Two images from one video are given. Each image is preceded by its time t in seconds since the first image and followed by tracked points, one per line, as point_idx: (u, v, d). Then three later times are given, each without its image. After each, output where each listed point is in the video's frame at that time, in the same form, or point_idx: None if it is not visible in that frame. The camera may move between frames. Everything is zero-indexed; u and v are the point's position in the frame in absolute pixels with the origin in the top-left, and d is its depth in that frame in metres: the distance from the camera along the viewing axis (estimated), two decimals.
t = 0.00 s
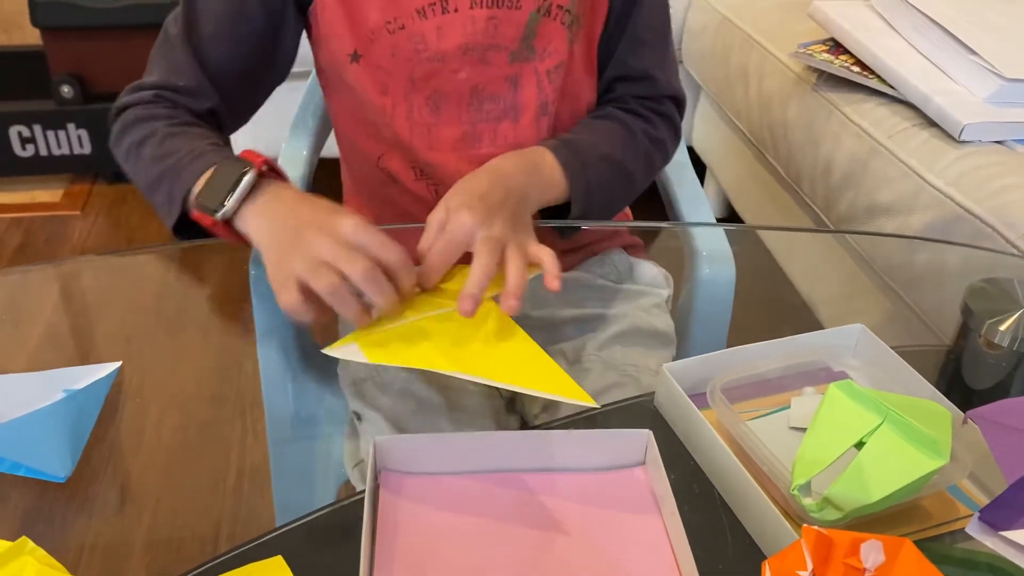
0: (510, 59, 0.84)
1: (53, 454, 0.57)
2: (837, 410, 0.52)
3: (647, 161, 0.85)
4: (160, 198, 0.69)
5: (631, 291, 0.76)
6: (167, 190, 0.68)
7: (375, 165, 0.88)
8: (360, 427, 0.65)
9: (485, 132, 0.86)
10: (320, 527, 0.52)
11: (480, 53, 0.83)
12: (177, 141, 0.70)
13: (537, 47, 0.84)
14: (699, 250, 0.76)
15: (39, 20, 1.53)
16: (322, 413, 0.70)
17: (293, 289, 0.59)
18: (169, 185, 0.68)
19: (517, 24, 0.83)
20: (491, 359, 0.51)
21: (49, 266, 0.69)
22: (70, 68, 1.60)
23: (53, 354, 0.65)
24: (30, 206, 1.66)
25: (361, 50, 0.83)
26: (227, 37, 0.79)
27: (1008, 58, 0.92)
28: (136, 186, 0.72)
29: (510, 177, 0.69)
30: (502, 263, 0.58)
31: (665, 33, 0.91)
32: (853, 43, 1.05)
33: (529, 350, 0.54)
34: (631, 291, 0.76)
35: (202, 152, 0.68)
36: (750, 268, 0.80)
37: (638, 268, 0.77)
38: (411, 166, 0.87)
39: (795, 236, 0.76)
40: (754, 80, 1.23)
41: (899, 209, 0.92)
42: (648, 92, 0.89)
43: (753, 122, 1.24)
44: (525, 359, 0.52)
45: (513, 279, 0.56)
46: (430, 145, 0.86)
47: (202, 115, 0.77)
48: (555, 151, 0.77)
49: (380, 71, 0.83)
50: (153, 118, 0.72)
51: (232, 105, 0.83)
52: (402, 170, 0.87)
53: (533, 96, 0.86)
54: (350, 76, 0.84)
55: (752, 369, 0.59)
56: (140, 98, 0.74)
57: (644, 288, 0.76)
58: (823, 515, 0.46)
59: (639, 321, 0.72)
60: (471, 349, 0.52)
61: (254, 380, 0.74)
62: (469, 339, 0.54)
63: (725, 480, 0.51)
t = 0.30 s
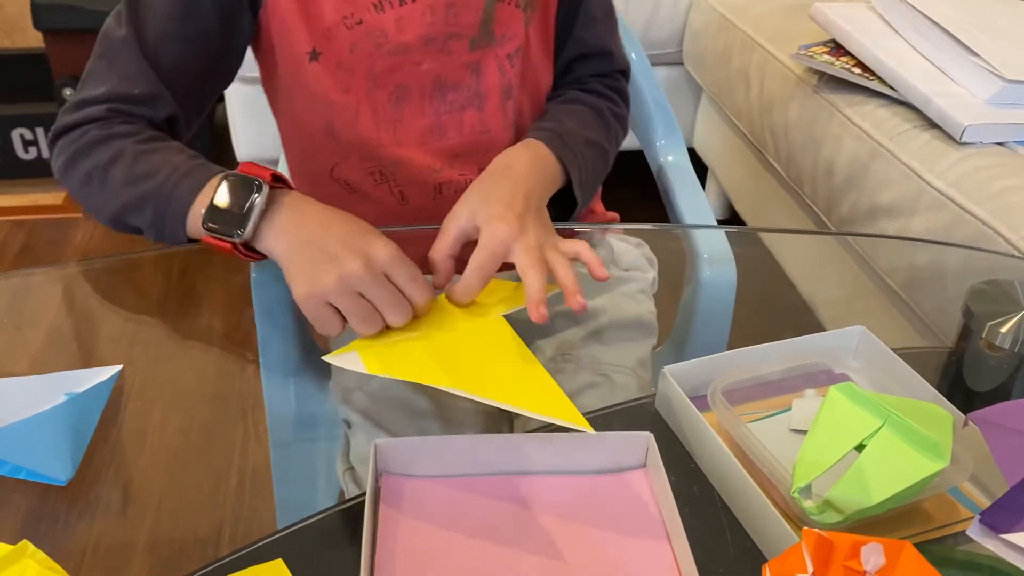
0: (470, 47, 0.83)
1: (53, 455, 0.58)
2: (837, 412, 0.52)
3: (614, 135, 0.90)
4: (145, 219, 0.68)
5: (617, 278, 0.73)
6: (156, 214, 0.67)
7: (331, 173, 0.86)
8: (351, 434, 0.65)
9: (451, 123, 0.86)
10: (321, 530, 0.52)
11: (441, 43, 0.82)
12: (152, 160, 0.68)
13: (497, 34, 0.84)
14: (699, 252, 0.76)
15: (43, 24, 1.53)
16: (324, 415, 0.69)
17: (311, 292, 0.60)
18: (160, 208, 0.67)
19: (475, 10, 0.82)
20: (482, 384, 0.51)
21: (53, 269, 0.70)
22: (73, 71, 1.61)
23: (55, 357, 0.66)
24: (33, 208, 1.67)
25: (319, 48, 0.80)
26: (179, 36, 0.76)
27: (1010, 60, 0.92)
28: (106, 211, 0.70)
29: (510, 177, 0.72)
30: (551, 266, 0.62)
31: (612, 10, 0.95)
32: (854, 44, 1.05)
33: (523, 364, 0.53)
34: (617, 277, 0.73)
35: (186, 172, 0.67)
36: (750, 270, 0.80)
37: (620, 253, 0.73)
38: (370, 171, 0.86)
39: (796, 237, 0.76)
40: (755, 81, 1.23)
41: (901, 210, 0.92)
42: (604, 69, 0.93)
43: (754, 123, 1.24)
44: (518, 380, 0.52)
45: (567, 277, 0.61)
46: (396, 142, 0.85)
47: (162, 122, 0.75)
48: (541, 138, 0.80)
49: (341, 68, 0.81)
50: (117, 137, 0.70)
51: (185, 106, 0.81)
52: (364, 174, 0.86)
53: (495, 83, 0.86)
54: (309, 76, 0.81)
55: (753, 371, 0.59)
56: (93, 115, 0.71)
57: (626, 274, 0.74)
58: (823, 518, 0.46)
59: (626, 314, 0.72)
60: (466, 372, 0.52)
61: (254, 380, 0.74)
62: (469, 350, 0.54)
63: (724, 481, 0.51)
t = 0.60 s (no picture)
0: (435, 50, 0.80)
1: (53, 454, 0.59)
2: (838, 413, 0.52)
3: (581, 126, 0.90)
4: (139, 254, 0.64)
5: (604, 261, 0.74)
6: (150, 245, 0.63)
7: (308, 188, 0.83)
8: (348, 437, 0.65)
9: (423, 127, 0.83)
10: (322, 531, 0.52)
11: (405, 48, 0.78)
12: (138, 187, 0.64)
13: (458, 34, 0.81)
14: (700, 252, 0.76)
15: (45, 25, 1.53)
16: (324, 418, 0.68)
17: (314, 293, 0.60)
18: (154, 240, 0.62)
19: (438, 11, 0.78)
20: (488, 384, 0.51)
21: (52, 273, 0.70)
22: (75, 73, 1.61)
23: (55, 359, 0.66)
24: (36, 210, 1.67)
25: (284, 63, 0.76)
26: (145, 58, 0.70)
27: (1011, 61, 0.92)
28: (97, 250, 0.65)
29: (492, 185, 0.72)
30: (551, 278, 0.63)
31: None
32: (856, 45, 1.05)
33: (522, 361, 0.54)
34: (602, 256, 0.74)
35: (175, 195, 0.63)
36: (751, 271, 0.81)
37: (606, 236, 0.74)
38: (347, 183, 0.83)
39: (798, 239, 0.76)
40: (757, 82, 1.23)
41: (902, 210, 0.92)
42: (565, 59, 0.93)
43: (755, 125, 1.24)
44: (520, 382, 0.51)
45: (567, 291, 0.63)
46: (371, 149, 0.82)
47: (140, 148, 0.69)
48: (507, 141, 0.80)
49: (308, 81, 0.77)
50: (94, 170, 0.65)
51: (164, 131, 0.75)
52: (339, 189, 0.84)
53: (463, 83, 0.83)
54: (276, 92, 0.77)
55: (753, 373, 0.59)
56: (64, 152, 0.66)
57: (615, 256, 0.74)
58: (824, 519, 0.46)
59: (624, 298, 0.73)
60: (472, 375, 0.52)
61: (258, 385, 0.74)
62: (470, 352, 0.54)
63: (725, 481, 0.51)
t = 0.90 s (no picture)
0: (415, 40, 0.79)
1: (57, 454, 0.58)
2: (840, 413, 0.52)
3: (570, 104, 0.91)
4: (140, 266, 0.64)
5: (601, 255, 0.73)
6: (150, 257, 0.63)
7: (296, 191, 0.82)
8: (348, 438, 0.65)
9: (411, 119, 0.82)
10: (323, 532, 0.52)
11: (386, 42, 0.77)
12: (134, 201, 0.64)
13: (440, 22, 0.79)
14: (704, 254, 0.76)
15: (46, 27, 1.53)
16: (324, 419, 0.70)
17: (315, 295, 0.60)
18: (154, 252, 0.63)
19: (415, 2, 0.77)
20: (486, 383, 0.50)
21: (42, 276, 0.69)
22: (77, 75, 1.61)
23: (59, 360, 0.66)
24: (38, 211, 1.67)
25: (265, 67, 0.74)
26: (126, 69, 0.69)
27: (1013, 61, 0.92)
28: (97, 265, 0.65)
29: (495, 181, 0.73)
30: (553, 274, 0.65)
31: None
32: (857, 46, 1.05)
33: (522, 361, 0.53)
34: (598, 249, 0.73)
35: (173, 207, 0.63)
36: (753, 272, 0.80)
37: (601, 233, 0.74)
38: (335, 183, 0.82)
39: (799, 240, 0.76)
40: (758, 83, 1.23)
41: (903, 211, 0.92)
42: (551, 39, 0.93)
43: (757, 127, 1.25)
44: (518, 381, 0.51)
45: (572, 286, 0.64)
46: (359, 148, 0.81)
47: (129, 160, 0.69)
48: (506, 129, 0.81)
49: (291, 83, 0.76)
50: (89, 186, 0.65)
51: (151, 140, 0.75)
52: (328, 190, 0.83)
53: (447, 71, 0.82)
54: (259, 97, 0.76)
55: (754, 374, 0.59)
56: (57, 170, 0.66)
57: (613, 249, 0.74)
58: (825, 520, 0.46)
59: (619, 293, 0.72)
60: (473, 376, 0.51)
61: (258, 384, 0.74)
62: (471, 352, 0.54)
63: (726, 482, 0.51)
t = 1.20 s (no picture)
0: (427, 32, 0.79)
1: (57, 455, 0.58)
2: (842, 414, 0.52)
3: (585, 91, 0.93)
4: (144, 266, 0.64)
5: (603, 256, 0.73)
6: (154, 257, 0.63)
7: (305, 191, 0.81)
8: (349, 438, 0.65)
9: (425, 112, 0.81)
10: (326, 532, 0.52)
11: (399, 35, 0.77)
12: (138, 201, 0.64)
13: (450, 13, 0.80)
14: (704, 254, 0.76)
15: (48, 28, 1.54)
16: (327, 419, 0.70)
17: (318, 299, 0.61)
18: (158, 251, 0.63)
19: None
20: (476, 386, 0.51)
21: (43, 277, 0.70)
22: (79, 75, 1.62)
23: (60, 359, 0.66)
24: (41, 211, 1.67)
25: (278, 64, 0.74)
26: (134, 72, 0.69)
27: (1015, 61, 0.92)
28: (101, 264, 0.65)
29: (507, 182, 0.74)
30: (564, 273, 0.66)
31: None
32: (859, 47, 1.05)
33: (525, 361, 0.53)
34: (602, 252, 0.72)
35: (178, 206, 0.63)
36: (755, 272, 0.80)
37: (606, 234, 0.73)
38: (345, 181, 0.81)
39: (801, 240, 0.76)
40: (760, 83, 1.23)
41: (905, 212, 0.92)
42: (562, 28, 0.95)
43: (758, 127, 1.25)
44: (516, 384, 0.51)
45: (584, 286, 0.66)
46: (370, 144, 0.80)
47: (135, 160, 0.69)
48: (531, 117, 0.84)
49: (304, 79, 0.76)
50: (93, 185, 0.65)
51: (158, 142, 0.75)
52: (338, 188, 0.81)
53: (459, 62, 0.81)
54: (271, 94, 0.76)
55: (756, 374, 0.59)
56: (63, 170, 0.66)
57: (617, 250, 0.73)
58: (828, 520, 0.46)
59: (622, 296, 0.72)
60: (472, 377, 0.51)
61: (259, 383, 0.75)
62: (473, 353, 0.54)
63: (729, 482, 0.51)
